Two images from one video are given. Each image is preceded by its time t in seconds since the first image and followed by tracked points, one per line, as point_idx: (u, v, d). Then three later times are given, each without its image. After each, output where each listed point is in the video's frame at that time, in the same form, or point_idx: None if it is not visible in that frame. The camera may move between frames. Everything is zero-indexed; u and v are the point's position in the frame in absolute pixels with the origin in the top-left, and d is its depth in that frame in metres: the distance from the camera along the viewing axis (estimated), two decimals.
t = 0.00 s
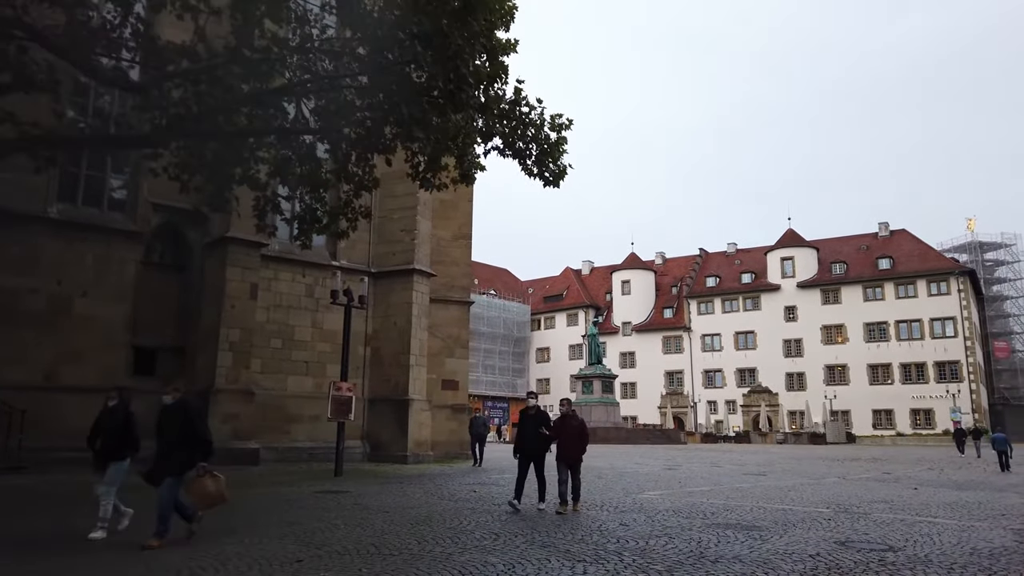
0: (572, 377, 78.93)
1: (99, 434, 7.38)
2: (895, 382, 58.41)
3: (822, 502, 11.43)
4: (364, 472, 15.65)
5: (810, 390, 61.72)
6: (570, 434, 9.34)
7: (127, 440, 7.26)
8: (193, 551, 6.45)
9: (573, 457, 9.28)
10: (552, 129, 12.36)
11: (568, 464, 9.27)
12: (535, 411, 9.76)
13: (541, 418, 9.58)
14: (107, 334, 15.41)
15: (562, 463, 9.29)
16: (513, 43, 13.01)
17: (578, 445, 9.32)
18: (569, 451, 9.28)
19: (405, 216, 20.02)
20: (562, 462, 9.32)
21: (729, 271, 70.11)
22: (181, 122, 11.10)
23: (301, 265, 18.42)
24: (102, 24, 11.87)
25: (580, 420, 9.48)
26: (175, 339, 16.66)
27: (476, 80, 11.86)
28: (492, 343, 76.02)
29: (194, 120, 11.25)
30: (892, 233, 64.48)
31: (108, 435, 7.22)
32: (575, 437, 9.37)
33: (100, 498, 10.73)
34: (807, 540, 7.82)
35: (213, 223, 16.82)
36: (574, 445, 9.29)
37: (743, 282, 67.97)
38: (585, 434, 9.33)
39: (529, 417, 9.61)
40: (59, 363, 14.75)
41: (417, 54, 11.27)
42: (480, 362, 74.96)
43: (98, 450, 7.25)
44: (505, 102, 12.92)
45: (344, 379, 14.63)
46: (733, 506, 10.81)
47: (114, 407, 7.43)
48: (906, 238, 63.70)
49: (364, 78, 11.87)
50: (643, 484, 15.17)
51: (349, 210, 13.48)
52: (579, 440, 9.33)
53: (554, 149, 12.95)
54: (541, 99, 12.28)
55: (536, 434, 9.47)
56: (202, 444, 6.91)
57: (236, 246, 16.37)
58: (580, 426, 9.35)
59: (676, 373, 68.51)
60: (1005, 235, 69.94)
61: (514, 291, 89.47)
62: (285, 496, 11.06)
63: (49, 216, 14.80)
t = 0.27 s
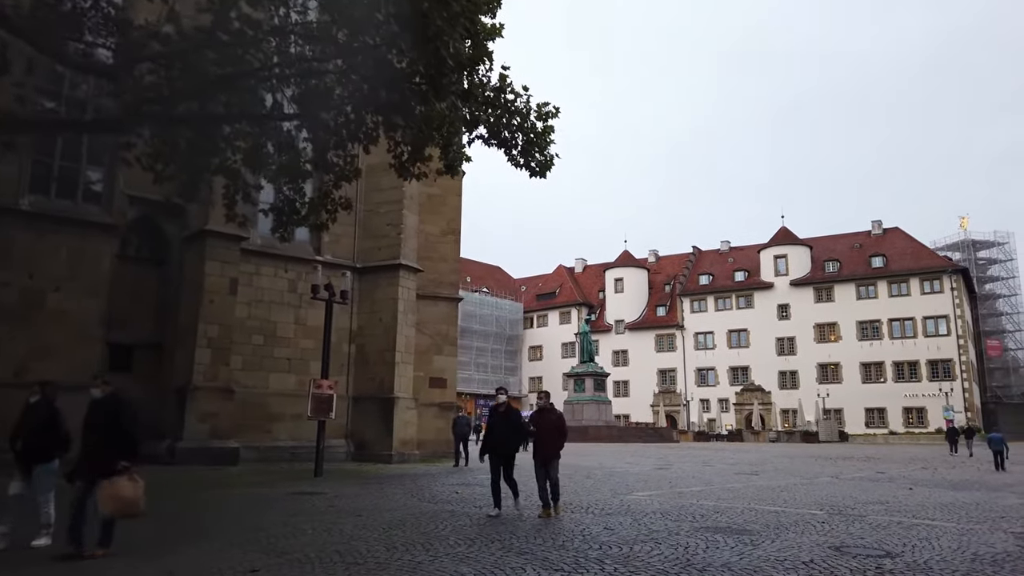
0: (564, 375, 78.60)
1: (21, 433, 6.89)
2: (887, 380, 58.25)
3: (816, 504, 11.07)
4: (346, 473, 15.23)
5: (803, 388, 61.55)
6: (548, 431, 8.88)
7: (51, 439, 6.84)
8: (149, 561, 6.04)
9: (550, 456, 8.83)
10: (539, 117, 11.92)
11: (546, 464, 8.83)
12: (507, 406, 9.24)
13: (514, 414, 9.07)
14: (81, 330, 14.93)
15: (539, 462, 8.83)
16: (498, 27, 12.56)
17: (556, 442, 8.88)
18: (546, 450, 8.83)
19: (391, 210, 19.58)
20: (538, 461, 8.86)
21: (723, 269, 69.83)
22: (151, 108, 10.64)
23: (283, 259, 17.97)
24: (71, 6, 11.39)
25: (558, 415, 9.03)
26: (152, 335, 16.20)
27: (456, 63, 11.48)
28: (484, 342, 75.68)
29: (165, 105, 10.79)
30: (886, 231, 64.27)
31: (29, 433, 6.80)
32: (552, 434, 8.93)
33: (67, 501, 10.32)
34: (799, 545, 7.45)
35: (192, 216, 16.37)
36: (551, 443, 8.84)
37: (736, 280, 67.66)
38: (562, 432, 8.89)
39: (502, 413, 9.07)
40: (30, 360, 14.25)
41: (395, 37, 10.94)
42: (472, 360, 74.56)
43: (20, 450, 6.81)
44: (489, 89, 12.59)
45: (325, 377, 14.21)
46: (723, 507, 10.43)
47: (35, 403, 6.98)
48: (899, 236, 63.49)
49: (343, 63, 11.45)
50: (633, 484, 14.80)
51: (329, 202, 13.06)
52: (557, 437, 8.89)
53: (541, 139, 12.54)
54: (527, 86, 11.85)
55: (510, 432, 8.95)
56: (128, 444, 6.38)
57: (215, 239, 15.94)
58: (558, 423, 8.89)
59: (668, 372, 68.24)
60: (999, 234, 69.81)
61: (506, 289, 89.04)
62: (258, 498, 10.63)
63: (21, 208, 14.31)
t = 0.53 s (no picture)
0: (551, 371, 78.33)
1: None
2: (873, 377, 58.31)
3: (801, 500, 10.75)
4: (321, 469, 14.81)
5: (789, 385, 61.54)
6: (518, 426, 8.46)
7: None
8: (91, 563, 5.63)
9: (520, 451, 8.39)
10: (519, 101, 11.49)
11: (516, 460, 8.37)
12: (471, 399, 8.77)
13: (482, 407, 8.61)
14: (46, 321, 14.45)
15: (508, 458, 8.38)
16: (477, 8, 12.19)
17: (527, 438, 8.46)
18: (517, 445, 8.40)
19: (370, 201, 19.14)
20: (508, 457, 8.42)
21: (709, 265, 69.70)
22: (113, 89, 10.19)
23: (258, 250, 17.50)
24: None
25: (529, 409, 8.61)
26: (122, 327, 15.71)
27: (427, 38, 11.23)
28: (471, 338, 75.33)
29: (127, 86, 10.34)
30: (872, 227, 64.29)
31: None
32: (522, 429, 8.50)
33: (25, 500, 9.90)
34: (784, 543, 7.10)
35: (163, 205, 15.88)
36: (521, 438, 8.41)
37: (723, 276, 67.52)
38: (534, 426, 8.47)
39: (468, 407, 8.61)
40: None
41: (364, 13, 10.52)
42: (458, 356, 74.17)
43: None
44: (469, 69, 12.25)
45: (298, 370, 13.78)
46: (706, 504, 10.08)
47: None
48: (885, 233, 63.51)
49: (314, 42, 11.02)
50: (615, 480, 14.44)
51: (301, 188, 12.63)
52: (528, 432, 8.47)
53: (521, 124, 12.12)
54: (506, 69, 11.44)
55: (477, 428, 8.53)
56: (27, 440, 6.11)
57: (186, 228, 15.45)
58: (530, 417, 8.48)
59: (655, 368, 68.10)
60: (984, 231, 69.97)
61: (493, 285, 88.64)
62: (224, 495, 10.21)
63: None
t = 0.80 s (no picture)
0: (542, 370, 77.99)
1: None
2: (865, 376, 58.20)
3: (793, 502, 10.42)
4: (301, 470, 14.42)
5: (781, 384, 61.38)
6: (494, 423, 8.04)
7: None
8: (35, 572, 5.20)
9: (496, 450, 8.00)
10: (502, 89, 11.14)
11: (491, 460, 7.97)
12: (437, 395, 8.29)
13: (448, 404, 8.17)
14: (17, 317, 14.01)
15: (482, 458, 7.96)
16: None
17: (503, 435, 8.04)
18: (493, 443, 7.98)
19: (354, 195, 18.74)
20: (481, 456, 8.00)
21: (701, 264, 69.46)
22: (79, 72, 9.79)
23: (239, 245, 17.06)
24: None
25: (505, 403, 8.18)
26: (97, 323, 15.26)
27: (405, 19, 10.92)
28: (462, 337, 74.93)
29: (94, 69, 9.93)
30: (864, 227, 64.15)
31: None
32: (496, 425, 8.09)
33: None
34: (775, 549, 6.74)
35: (140, 198, 15.43)
36: (496, 437, 8.00)
37: (715, 275, 67.29)
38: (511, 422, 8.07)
39: (434, 404, 8.15)
40: None
41: None
42: (450, 355, 73.77)
43: None
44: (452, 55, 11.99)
45: (276, 367, 13.39)
46: (694, 506, 9.73)
47: None
48: (877, 232, 63.39)
49: (289, 26, 10.65)
50: (603, 481, 14.09)
51: (277, 179, 12.23)
52: (504, 429, 8.05)
53: (504, 113, 11.80)
54: (489, 54, 11.11)
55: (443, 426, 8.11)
56: None
57: (163, 222, 15.04)
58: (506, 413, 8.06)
59: (647, 367, 67.85)
60: (975, 230, 69.98)
61: (485, 284, 88.24)
62: (196, 497, 9.80)
63: None
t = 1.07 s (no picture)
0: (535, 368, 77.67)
1: None
2: (858, 374, 58.04)
3: (785, 502, 10.07)
4: (282, 468, 14.04)
5: (774, 382, 61.19)
6: (457, 420, 7.42)
7: None
8: None
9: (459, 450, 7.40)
10: (486, 75, 10.85)
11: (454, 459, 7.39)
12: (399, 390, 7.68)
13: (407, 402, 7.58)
14: None
15: (443, 458, 7.36)
16: None
17: (466, 433, 7.43)
18: (455, 442, 7.38)
19: (338, 188, 18.34)
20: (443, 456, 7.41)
21: (695, 262, 69.21)
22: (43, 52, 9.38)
23: (220, 238, 16.65)
24: None
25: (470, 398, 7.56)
26: (71, 318, 14.83)
27: None
28: (454, 334, 74.62)
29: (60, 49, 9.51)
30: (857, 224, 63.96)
31: None
32: (459, 422, 7.48)
33: None
34: (765, 552, 6.40)
35: (116, 189, 15.01)
36: (459, 435, 7.40)
37: (708, 272, 67.04)
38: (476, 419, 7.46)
39: (393, 402, 7.56)
40: None
41: None
42: (442, 352, 73.40)
43: None
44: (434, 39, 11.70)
45: (254, 363, 13.00)
46: (682, 506, 9.36)
47: None
48: (870, 230, 63.21)
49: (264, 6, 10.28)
50: (591, 479, 13.73)
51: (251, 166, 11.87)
52: (468, 426, 7.44)
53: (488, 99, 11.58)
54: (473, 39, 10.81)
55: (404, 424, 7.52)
56: None
57: (139, 214, 14.61)
58: (471, 409, 7.43)
59: (640, 365, 67.62)
60: (968, 228, 69.92)
61: (477, 281, 87.81)
62: (166, 498, 9.42)
63: None
